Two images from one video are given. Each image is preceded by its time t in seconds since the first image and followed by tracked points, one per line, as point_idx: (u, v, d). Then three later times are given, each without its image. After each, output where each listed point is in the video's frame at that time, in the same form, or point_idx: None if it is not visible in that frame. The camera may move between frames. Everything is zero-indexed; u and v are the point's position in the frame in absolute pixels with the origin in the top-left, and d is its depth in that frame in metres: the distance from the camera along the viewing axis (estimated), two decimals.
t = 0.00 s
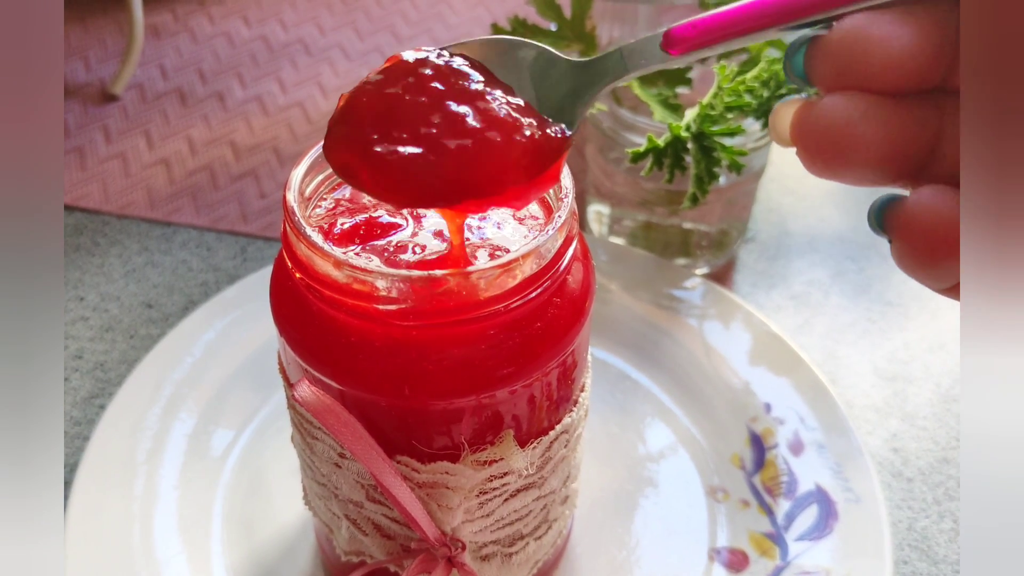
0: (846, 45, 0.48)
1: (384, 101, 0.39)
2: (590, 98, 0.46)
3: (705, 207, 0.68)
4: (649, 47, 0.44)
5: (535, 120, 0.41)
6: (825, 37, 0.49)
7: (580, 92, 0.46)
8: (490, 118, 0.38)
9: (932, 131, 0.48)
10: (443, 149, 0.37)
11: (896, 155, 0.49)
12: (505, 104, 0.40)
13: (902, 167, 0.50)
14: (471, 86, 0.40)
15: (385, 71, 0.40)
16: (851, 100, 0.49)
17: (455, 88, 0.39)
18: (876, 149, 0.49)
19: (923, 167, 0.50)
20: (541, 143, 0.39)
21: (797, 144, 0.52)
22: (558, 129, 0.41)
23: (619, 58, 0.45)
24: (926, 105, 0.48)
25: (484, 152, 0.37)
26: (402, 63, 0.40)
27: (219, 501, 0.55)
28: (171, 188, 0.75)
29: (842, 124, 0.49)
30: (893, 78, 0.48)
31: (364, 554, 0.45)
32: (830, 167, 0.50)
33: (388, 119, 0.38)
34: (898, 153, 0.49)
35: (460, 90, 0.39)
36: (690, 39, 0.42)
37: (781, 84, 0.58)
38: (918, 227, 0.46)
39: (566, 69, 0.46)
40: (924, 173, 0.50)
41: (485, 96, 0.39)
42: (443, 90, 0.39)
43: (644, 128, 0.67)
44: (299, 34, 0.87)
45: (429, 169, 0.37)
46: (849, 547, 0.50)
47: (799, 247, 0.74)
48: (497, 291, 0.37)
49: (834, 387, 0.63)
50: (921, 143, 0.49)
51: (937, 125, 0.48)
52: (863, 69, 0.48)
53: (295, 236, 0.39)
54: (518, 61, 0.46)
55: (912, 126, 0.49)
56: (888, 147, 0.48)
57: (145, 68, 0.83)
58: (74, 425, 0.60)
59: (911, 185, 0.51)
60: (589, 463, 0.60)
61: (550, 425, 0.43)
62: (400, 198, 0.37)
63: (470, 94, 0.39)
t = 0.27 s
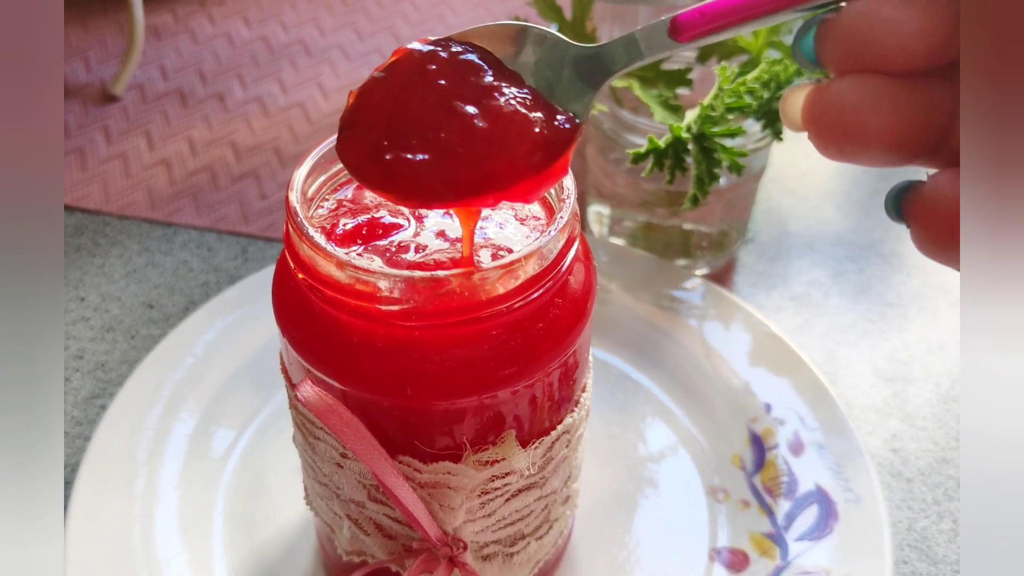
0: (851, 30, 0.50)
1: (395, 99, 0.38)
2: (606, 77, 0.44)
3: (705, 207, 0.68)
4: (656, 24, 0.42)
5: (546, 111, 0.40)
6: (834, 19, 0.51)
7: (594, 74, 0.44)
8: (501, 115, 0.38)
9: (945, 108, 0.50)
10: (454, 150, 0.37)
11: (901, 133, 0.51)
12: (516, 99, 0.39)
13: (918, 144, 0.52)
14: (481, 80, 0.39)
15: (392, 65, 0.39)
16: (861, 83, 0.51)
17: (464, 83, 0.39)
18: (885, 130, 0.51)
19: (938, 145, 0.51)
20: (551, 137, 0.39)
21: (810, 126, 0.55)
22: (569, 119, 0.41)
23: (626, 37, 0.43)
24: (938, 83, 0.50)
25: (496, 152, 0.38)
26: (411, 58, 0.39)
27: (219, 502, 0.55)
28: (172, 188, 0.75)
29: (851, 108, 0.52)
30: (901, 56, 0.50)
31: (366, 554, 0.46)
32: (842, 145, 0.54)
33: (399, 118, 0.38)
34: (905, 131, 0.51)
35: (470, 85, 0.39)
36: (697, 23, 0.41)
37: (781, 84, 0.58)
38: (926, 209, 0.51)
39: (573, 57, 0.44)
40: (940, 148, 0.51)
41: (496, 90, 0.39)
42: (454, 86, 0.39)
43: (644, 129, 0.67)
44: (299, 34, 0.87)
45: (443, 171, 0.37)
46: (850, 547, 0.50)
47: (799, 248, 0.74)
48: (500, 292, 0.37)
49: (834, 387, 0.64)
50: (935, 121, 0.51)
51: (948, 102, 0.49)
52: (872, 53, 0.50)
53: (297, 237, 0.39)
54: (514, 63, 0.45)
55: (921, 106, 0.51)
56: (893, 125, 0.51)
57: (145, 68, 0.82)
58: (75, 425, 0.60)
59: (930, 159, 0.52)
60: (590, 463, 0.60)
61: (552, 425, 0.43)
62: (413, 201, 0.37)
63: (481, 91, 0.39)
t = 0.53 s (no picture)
0: (851, 22, 0.49)
1: (395, 98, 0.39)
2: (608, 69, 0.45)
3: (704, 207, 0.68)
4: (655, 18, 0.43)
5: (544, 108, 0.41)
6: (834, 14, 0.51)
7: (595, 68, 0.45)
8: (499, 114, 0.38)
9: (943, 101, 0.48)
10: (453, 151, 0.37)
11: (896, 127, 0.49)
12: (514, 97, 0.39)
13: (914, 139, 0.50)
14: (481, 77, 0.39)
15: (393, 63, 0.40)
16: (858, 76, 0.50)
17: (464, 81, 0.39)
18: (880, 123, 0.49)
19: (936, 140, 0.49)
20: (549, 134, 0.39)
21: (807, 121, 0.54)
22: (567, 116, 0.41)
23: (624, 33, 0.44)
24: (936, 76, 0.48)
25: (494, 152, 0.38)
26: (411, 56, 0.40)
27: (221, 500, 0.55)
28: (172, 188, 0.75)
29: (849, 102, 0.50)
30: (898, 49, 0.49)
31: (366, 551, 0.46)
32: (839, 140, 0.52)
33: (399, 117, 0.38)
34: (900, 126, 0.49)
35: (469, 83, 0.39)
36: (695, 19, 0.42)
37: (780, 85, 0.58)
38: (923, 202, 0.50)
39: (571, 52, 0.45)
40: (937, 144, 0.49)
41: (495, 88, 0.39)
42: (453, 84, 0.39)
43: (643, 129, 0.67)
44: (300, 35, 0.87)
45: (441, 171, 0.37)
46: (847, 545, 0.51)
47: (797, 247, 0.74)
48: (499, 291, 0.37)
49: (832, 386, 0.64)
50: (934, 117, 0.49)
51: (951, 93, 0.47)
52: (868, 45, 0.49)
53: (298, 236, 0.39)
54: (511, 62, 0.45)
55: (920, 99, 0.49)
56: (891, 119, 0.49)
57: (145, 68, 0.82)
58: (75, 424, 0.60)
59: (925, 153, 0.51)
60: (589, 462, 0.60)
61: (551, 423, 0.43)
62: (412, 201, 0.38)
63: (480, 89, 0.39)
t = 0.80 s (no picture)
0: (836, 23, 0.49)
1: (385, 103, 0.39)
2: (597, 68, 0.44)
3: (701, 206, 0.69)
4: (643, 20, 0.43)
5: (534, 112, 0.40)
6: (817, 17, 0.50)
7: (584, 69, 0.44)
8: (487, 121, 0.38)
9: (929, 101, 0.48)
10: (439, 160, 0.38)
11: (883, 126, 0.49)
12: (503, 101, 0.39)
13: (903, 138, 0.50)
14: (471, 82, 0.39)
15: (384, 66, 0.40)
16: (843, 77, 0.50)
17: (453, 86, 0.39)
18: (870, 122, 0.49)
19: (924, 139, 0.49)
20: (538, 140, 0.39)
21: (793, 121, 0.54)
22: (556, 118, 0.41)
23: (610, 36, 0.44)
24: (924, 76, 0.48)
25: (480, 159, 0.38)
26: (401, 59, 0.40)
27: (220, 497, 0.56)
28: (171, 187, 0.75)
29: (836, 101, 0.50)
30: (886, 49, 0.48)
31: (364, 547, 0.46)
32: (828, 140, 0.51)
33: (388, 123, 0.38)
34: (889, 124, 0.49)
35: (459, 88, 0.39)
36: (684, 23, 0.42)
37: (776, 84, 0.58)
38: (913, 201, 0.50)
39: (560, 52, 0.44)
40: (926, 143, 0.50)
41: (484, 93, 0.39)
42: (442, 90, 0.39)
43: (640, 128, 0.67)
44: (298, 35, 0.88)
45: (428, 180, 0.38)
46: (843, 542, 0.51)
47: (794, 246, 0.75)
48: (495, 287, 0.38)
49: (829, 384, 0.64)
50: (920, 116, 0.49)
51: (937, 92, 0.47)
52: (853, 46, 0.49)
53: (297, 234, 0.39)
54: (500, 64, 0.44)
55: (906, 99, 0.49)
56: (879, 117, 0.49)
57: (145, 68, 0.83)
58: (75, 421, 0.60)
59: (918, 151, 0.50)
60: (586, 459, 0.61)
61: (547, 420, 0.43)
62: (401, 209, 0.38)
63: (469, 94, 0.39)
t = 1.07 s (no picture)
0: (822, 34, 0.48)
1: (371, 118, 0.38)
2: (580, 79, 0.41)
3: (699, 208, 0.69)
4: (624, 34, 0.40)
5: (522, 125, 0.40)
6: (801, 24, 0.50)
7: (563, 80, 0.42)
8: (473, 136, 0.38)
9: (911, 113, 0.50)
10: (424, 182, 0.38)
11: (874, 136, 0.50)
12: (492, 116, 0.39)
13: (888, 148, 0.51)
14: (458, 95, 0.39)
15: (370, 78, 0.39)
16: (828, 87, 0.50)
17: (440, 101, 0.39)
18: (857, 132, 0.50)
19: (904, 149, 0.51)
20: (525, 156, 0.39)
21: (776, 132, 0.53)
22: (543, 131, 0.41)
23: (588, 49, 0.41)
24: (905, 88, 0.50)
25: (466, 176, 0.38)
26: (388, 72, 0.39)
27: (220, 497, 0.56)
28: (171, 189, 0.76)
29: (823, 111, 0.50)
30: (871, 62, 0.49)
31: (363, 547, 0.46)
32: (816, 151, 0.51)
33: (375, 140, 0.38)
34: (880, 134, 0.50)
35: (446, 103, 0.39)
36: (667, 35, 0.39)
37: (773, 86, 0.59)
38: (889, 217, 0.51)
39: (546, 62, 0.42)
40: (907, 154, 0.51)
41: (472, 109, 0.39)
42: (430, 105, 0.39)
43: (639, 130, 0.67)
44: (298, 37, 0.88)
45: (414, 200, 0.38)
46: (840, 541, 0.51)
47: (791, 248, 0.75)
48: (494, 288, 0.38)
49: (826, 385, 0.64)
50: (897, 125, 0.50)
51: (918, 105, 0.49)
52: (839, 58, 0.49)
53: (297, 235, 0.39)
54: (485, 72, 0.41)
55: (885, 109, 0.50)
56: (869, 127, 0.50)
57: (145, 70, 0.84)
58: (76, 421, 0.61)
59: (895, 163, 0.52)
60: (584, 460, 0.61)
61: (545, 420, 0.44)
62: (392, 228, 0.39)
63: (456, 110, 0.39)
